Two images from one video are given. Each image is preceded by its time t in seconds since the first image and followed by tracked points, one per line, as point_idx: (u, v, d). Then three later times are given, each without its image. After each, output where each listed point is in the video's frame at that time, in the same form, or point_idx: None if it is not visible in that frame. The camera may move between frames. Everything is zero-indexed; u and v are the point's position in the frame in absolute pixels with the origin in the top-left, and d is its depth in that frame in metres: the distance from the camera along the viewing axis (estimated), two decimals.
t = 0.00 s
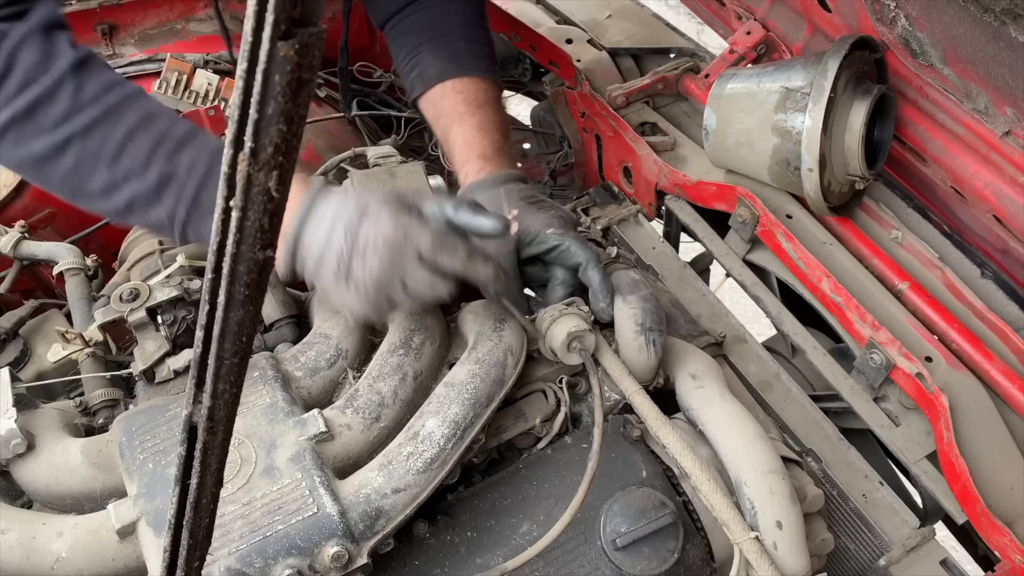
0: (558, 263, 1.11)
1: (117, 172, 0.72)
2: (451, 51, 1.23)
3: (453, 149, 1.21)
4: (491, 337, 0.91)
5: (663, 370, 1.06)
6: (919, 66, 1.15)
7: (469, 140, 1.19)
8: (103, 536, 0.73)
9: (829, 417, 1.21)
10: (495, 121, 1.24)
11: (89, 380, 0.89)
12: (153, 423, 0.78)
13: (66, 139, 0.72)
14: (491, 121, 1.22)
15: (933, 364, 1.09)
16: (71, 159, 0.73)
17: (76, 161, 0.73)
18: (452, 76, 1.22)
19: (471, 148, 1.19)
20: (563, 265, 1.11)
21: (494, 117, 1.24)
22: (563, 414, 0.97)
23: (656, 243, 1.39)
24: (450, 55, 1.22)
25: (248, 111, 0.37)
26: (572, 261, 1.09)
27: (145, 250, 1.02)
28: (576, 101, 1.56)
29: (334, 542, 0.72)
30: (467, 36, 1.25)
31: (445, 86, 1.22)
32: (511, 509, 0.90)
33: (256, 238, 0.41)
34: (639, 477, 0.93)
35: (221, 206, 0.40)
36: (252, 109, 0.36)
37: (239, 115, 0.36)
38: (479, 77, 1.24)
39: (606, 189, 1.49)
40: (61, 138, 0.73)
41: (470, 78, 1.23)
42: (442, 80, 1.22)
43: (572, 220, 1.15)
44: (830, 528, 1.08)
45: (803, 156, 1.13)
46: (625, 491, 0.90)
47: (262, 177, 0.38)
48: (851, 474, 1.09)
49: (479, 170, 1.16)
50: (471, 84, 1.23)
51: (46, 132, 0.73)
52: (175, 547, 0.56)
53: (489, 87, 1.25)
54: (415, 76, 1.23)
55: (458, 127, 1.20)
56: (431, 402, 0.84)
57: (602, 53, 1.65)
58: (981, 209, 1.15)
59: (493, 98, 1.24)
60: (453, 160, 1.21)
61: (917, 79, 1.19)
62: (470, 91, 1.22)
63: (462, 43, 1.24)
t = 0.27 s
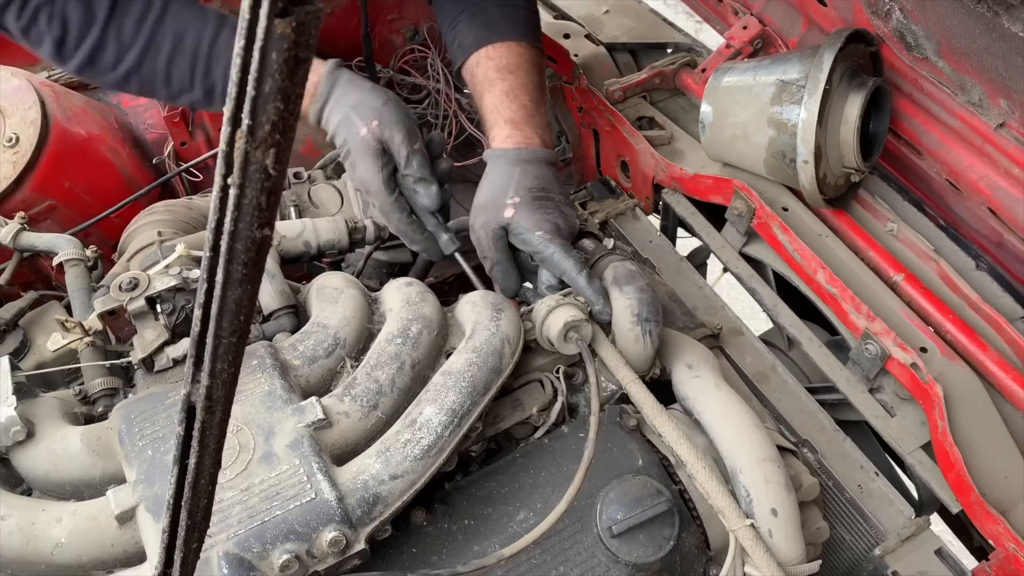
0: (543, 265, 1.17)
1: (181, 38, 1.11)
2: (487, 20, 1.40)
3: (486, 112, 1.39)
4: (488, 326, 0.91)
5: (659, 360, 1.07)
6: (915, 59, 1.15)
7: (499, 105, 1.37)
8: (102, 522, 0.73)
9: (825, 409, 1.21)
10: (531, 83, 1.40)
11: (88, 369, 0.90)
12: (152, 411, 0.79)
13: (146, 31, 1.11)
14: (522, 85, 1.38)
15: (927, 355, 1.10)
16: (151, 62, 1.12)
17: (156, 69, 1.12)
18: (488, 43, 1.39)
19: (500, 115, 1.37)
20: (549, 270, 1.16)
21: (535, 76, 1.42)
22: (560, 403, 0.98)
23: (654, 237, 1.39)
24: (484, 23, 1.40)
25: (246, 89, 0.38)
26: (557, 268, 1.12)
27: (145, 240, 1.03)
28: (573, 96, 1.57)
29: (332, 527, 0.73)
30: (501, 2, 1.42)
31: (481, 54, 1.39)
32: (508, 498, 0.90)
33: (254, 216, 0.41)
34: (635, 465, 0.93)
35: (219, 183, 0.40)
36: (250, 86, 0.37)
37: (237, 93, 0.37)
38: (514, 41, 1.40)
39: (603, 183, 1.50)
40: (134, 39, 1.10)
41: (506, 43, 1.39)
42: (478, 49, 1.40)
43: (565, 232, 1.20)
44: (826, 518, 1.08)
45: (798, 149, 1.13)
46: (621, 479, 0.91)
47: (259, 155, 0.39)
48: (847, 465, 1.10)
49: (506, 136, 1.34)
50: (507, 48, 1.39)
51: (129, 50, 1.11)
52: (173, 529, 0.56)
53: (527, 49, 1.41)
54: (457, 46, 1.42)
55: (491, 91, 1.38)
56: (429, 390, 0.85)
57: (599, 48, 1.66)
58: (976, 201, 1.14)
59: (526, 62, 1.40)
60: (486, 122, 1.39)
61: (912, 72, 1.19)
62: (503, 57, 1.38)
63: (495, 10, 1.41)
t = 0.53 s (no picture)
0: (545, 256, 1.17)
1: (200, 36, 1.30)
2: (506, 10, 1.46)
3: (511, 98, 1.41)
4: (485, 318, 0.92)
5: (656, 353, 1.07)
6: (911, 53, 1.17)
7: (525, 90, 1.39)
8: (102, 511, 0.74)
9: (822, 403, 1.22)
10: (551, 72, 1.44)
11: (88, 360, 0.91)
12: (152, 401, 0.79)
13: (184, 21, 1.31)
14: (546, 71, 1.42)
15: (924, 348, 1.11)
16: (174, 45, 1.31)
17: (177, 50, 1.31)
18: (510, 32, 1.44)
19: (528, 99, 1.39)
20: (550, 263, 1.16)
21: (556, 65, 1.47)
22: (558, 395, 0.99)
23: (652, 232, 1.40)
24: (503, 12, 1.45)
25: (246, 72, 0.38)
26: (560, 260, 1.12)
27: (145, 233, 1.04)
28: (571, 92, 1.57)
29: (331, 516, 0.73)
30: None
31: (502, 42, 1.43)
32: (506, 489, 0.91)
33: (253, 201, 0.41)
34: (632, 457, 0.94)
35: (219, 167, 0.41)
36: (249, 69, 0.37)
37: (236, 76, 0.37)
38: (534, 31, 1.45)
39: (601, 180, 1.51)
40: (169, 29, 1.31)
41: (526, 33, 1.45)
42: (498, 38, 1.44)
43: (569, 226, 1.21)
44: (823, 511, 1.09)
45: (795, 143, 1.14)
46: (618, 470, 0.92)
47: (259, 138, 0.39)
48: (843, 458, 1.10)
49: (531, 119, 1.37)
50: (529, 38, 1.44)
51: (162, 36, 1.31)
52: (173, 515, 0.57)
53: (545, 40, 1.47)
54: (476, 36, 1.46)
55: (517, 76, 1.41)
56: (427, 381, 0.85)
57: (597, 45, 1.67)
58: (972, 195, 1.14)
59: (547, 51, 1.45)
60: (512, 107, 1.40)
61: (909, 67, 1.19)
62: (525, 45, 1.43)
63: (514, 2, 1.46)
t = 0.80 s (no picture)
0: (540, 257, 1.17)
1: (208, 61, 1.31)
2: (489, 19, 1.43)
3: (486, 108, 1.41)
4: (484, 318, 0.92)
5: (654, 352, 1.07)
6: (907, 54, 1.17)
7: (499, 100, 1.39)
8: (100, 509, 0.74)
9: (819, 402, 1.22)
10: (529, 82, 1.43)
11: (87, 358, 0.91)
12: (150, 400, 0.79)
13: (194, 42, 1.30)
14: (523, 83, 1.41)
15: (920, 347, 1.11)
16: (182, 66, 1.31)
17: (184, 72, 1.32)
18: (488, 41, 1.42)
19: (501, 110, 1.39)
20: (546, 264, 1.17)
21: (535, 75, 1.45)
22: (555, 394, 0.99)
23: (649, 232, 1.40)
24: (485, 21, 1.43)
25: (242, 68, 0.38)
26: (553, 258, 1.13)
27: (144, 232, 1.04)
28: (569, 92, 1.58)
29: (328, 514, 0.74)
30: (504, 3, 1.45)
31: (480, 52, 1.42)
32: (504, 487, 0.91)
33: (250, 197, 0.41)
34: (630, 455, 0.94)
35: (217, 163, 0.41)
36: (246, 66, 0.38)
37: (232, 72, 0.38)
38: (514, 40, 1.43)
39: (599, 179, 1.51)
40: (178, 49, 1.31)
41: (506, 41, 1.42)
42: (477, 47, 1.43)
43: (565, 225, 1.21)
44: (820, 510, 1.09)
45: (792, 143, 1.14)
46: (616, 469, 0.92)
47: (256, 134, 0.39)
48: (840, 457, 1.11)
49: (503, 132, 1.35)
50: (507, 48, 1.42)
51: (171, 56, 1.31)
52: (170, 512, 0.57)
53: (526, 48, 1.44)
54: (458, 45, 1.45)
55: (492, 87, 1.40)
56: (424, 379, 0.85)
57: (595, 45, 1.67)
58: (969, 195, 1.15)
59: (526, 61, 1.43)
60: (485, 117, 1.40)
61: (905, 67, 1.20)
62: (503, 55, 1.41)
63: (497, 9, 1.44)
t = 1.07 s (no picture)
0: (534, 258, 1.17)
1: (204, 78, 1.30)
2: (472, 36, 1.43)
3: (462, 127, 1.40)
4: (482, 319, 0.92)
5: (652, 354, 1.08)
6: (905, 56, 1.18)
7: (475, 120, 1.38)
8: (99, 510, 0.74)
9: (817, 404, 1.22)
10: (507, 102, 1.42)
11: (86, 360, 0.91)
12: (148, 402, 0.80)
13: (191, 60, 1.30)
14: (500, 103, 1.40)
15: (918, 349, 1.11)
16: (179, 83, 1.31)
17: (181, 89, 1.32)
18: (469, 57, 1.41)
19: (474, 130, 1.38)
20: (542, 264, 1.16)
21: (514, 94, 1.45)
22: (553, 395, 0.99)
23: (648, 234, 1.40)
24: (468, 37, 1.43)
25: (241, 71, 0.38)
26: (547, 256, 1.13)
27: (143, 234, 1.04)
28: (568, 94, 1.58)
29: (327, 516, 0.74)
30: (487, 18, 1.43)
31: (462, 67, 1.42)
32: (502, 489, 0.91)
33: (248, 199, 0.41)
34: (628, 457, 0.94)
35: (215, 165, 0.41)
36: (245, 69, 0.38)
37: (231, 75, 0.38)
38: (494, 59, 1.42)
39: (598, 181, 1.52)
40: (176, 66, 1.31)
41: (487, 60, 1.42)
42: (459, 62, 1.42)
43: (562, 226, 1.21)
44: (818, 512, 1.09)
45: (790, 145, 1.15)
46: (614, 470, 0.92)
47: (254, 137, 0.40)
48: (838, 459, 1.11)
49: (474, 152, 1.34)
50: (488, 67, 1.42)
51: (169, 73, 1.31)
52: (168, 514, 0.57)
53: (507, 68, 1.44)
54: (439, 57, 1.44)
55: (469, 106, 1.39)
56: (423, 381, 0.85)
57: (594, 47, 1.67)
58: (967, 198, 1.15)
59: (505, 81, 1.42)
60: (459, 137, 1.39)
61: (903, 70, 1.20)
62: (482, 75, 1.41)
63: (480, 24, 1.43)
